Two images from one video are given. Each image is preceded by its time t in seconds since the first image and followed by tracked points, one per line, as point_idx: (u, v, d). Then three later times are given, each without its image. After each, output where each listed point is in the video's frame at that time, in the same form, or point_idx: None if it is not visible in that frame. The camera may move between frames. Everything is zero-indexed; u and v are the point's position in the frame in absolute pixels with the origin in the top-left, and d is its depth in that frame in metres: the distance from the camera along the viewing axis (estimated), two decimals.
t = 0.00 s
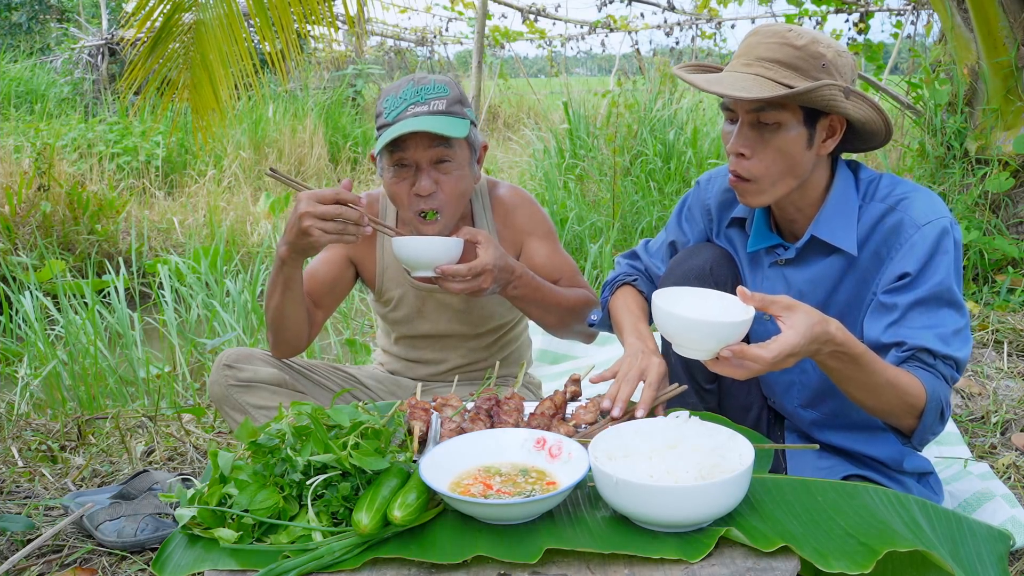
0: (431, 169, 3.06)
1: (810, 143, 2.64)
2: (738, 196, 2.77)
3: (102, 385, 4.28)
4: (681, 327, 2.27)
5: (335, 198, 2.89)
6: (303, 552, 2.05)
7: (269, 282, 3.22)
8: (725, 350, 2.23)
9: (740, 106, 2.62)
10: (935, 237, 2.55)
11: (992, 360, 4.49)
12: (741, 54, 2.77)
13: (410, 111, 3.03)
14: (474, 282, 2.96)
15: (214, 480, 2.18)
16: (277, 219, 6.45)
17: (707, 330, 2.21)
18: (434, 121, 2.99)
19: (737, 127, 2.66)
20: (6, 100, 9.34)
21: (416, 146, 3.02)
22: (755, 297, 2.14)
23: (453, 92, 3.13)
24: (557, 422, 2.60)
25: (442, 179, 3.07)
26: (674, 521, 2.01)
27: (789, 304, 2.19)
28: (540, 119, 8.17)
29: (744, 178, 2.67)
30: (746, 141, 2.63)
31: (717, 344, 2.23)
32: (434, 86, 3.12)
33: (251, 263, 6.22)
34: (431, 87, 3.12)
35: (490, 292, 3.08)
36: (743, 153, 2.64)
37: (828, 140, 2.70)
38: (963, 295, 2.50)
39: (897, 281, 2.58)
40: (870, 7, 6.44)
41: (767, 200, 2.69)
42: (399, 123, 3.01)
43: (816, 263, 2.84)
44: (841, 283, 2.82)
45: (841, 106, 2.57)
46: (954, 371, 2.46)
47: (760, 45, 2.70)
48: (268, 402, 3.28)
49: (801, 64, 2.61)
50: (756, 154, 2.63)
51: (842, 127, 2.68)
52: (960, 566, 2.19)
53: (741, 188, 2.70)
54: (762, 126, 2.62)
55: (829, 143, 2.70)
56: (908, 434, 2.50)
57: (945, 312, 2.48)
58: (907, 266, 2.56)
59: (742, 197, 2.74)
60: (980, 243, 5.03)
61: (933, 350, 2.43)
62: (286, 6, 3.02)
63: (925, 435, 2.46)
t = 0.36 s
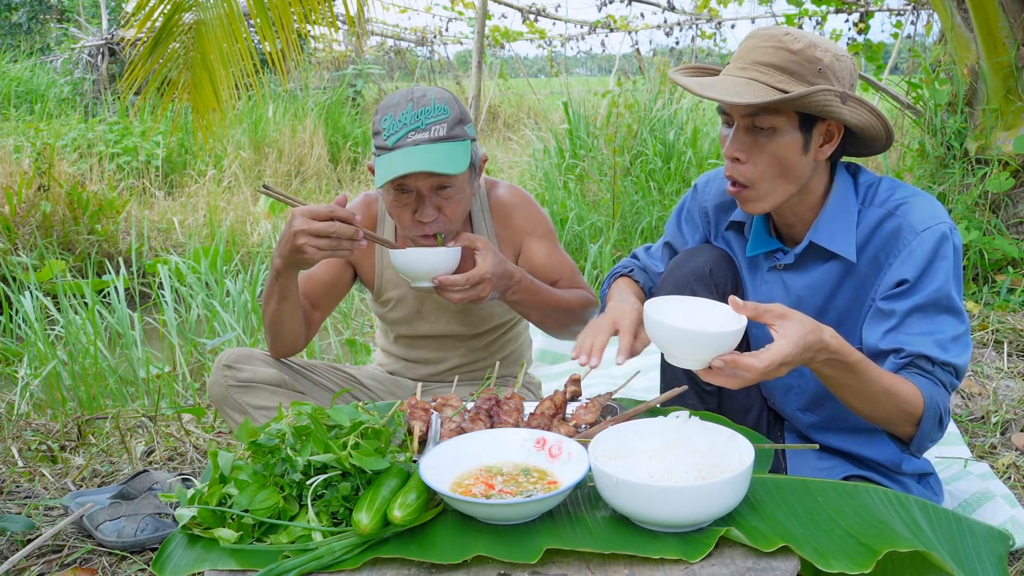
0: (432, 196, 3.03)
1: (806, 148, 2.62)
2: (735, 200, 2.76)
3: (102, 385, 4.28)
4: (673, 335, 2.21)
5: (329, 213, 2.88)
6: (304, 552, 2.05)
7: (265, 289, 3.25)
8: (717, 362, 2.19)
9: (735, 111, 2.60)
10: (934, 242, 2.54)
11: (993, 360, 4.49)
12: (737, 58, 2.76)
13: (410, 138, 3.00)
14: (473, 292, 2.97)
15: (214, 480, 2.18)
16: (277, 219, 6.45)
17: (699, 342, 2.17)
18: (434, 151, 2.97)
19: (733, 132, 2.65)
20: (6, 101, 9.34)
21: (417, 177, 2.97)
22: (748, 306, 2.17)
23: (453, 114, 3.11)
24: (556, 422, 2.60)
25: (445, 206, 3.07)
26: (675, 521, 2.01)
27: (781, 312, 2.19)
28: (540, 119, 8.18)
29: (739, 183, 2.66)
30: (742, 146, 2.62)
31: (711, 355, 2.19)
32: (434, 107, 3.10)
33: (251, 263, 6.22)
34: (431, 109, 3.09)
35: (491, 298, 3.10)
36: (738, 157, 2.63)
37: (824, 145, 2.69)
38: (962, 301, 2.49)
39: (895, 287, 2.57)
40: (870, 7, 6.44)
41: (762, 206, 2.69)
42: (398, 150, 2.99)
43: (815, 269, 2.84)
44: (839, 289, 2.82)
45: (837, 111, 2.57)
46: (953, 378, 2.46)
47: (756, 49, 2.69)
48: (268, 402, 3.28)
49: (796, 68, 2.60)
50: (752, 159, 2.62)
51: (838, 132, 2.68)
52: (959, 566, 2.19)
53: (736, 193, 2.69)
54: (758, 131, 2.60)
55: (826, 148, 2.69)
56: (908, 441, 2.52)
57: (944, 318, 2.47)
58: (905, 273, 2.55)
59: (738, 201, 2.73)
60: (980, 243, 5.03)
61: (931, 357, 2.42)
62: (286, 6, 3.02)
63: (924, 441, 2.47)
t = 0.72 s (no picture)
0: (434, 184, 3.03)
1: (800, 147, 2.62)
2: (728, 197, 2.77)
3: (102, 385, 4.28)
4: (669, 344, 2.17)
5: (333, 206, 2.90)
6: (304, 552, 2.05)
7: (268, 283, 3.26)
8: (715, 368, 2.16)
9: (730, 108, 2.61)
10: (931, 241, 2.54)
11: (993, 360, 4.49)
12: (733, 56, 2.76)
13: (410, 126, 3.03)
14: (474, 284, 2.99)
15: (214, 480, 2.18)
16: (277, 219, 6.45)
17: (697, 351, 2.13)
18: (435, 138, 2.99)
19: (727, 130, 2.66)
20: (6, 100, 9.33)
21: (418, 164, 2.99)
22: (742, 313, 2.16)
23: (452, 103, 3.14)
24: (556, 422, 2.59)
25: (445, 195, 3.07)
26: (676, 522, 2.01)
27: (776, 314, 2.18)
28: (540, 119, 8.18)
29: (732, 181, 2.67)
30: (735, 144, 2.63)
31: (707, 363, 2.16)
32: (433, 97, 3.13)
33: (251, 264, 6.22)
34: (430, 99, 3.11)
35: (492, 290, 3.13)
36: (731, 155, 2.64)
37: (820, 145, 2.69)
38: (960, 299, 2.49)
39: (892, 287, 2.57)
40: (870, 7, 6.44)
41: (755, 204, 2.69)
42: (400, 139, 3.01)
43: (812, 271, 2.84)
44: (837, 291, 2.82)
45: (832, 109, 2.55)
46: (954, 376, 2.46)
47: (752, 47, 2.69)
48: (268, 402, 3.28)
49: (792, 66, 2.60)
50: (744, 156, 2.63)
51: (834, 132, 2.68)
52: (960, 566, 2.19)
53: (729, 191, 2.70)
54: (751, 129, 2.61)
55: (821, 148, 2.69)
56: (909, 442, 2.51)
57: (943, 317, 2.47)
58: (902, 272, 2.55)
59: (731, 199, 2.74)
60: (981, 243, 5.03)
61: (931, 356, 2.42)
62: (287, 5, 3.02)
63: (927, 442, 2.46)
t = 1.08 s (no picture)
0: (435, 173, 3.05)
1: (794, 156, 2.62)
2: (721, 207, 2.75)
3: (102, 385, 4.28)
4: (651, 347, 2.16)
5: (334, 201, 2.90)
6: (303, 552, 2.05)
7: (269, 272, 3.26)
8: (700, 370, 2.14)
9: (723, 116, 2.58)
10: (922, 247, 2.54)
11: (992, 360, 4.49)
12: (725, 62, 2.74)
13: (413, 116, 3.02)
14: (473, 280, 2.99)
15: (214, 480, 2.18)
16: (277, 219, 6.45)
17: (677, 352, 2.12)
18: (438, 127, 2.99)
19: (720, 138, 2.63)
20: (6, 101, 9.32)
21: (420, 152, 3.00)
22: (729, 314, 2.15)
23: (456, 94, 3.13)
24: (557, 422, 2.59)
25: (446, 184, 3.07)
26: (676, 521, 2.01)
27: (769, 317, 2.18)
28: (540, 119, 8.18)
29: (726, 190, 2.65)
30: (730, 153, 2.60)
31: (694, 364, 2.14)
32: (436, 89, 3.12)
33: (251, 264, 6.22)
34: (433, 91, 3.11)
35: (490, 289, 3.12)
36: (725, 164, 2.62)
37: (813, 153, 2.69)
38: (953, 304, 2.48)
39: (884, 294, 2.56)
40: (870, 7, 6.44)
41: (749, 213, 2.68)
42: (402, 128, 3.01)
43: (803, 279, 2.84)
44: (829, 298, 2.81)
45: (828, 117, 2.56)
46: (949, 382, 2.45)
47: (745, 53, 2.67)
48: (268, 402, 3.29)
49: (786, 73, 2.58)
50: (740, 165, 2.61)
51: (827, 139, 2.68)
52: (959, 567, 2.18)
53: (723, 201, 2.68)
54: (745, 137, 2.59)
55: (815, 156, 2.69)
56: (903, 451, 2.50)
57: (934, 322, 2.46)
58: (894, 279, 2.54)
59: (724, 210, 2.72)
60: (981, 243, 5.02)
61: (924, 362, 2.41)
62: (289, 6, 3.01)
63: (921, 451, 2.45)
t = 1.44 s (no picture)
0: (435, 169, 3.05)
1: (793, 161, 2.62)
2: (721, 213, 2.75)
3: (102, 385, 4.28)
4: (653, 351, 2.15)
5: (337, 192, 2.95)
6: (304, 552, 2.05)
7: (272, 262, 3.28)
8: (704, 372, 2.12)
9: (721, 123, 2.57)
10: (921, 248, 2.54)
11: (992, 360, 4.49)
12: (722, 67, 2.73)
13: (413, 111, 3.04)
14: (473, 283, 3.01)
15: (214, 480, 2.18)
16: (277, 219, 6.45)
17: (682, 353, 2.10)
18: (437, 122, 3.00)
19: (719, 145, 2.63)
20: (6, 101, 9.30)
21: (420, 147, 3.01)
22: (731, 316, 2.13)
23: (455, 90, 3.14)
24: (556, 422, 2.59)
25: (448, 179, 3.08)
26: (675, 522, 2.01)
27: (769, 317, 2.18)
28: (540, 119, 8.17)
29: (727, 197, 2.65)
30: (729, 160, 2.60)
31: (696, 367, 2.12)
32: (435, 85, 3.14)
33: (251, 264, 6.22)
34: (432, 86, 3.13)
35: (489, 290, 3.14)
36: (726, 171, 2.61)
37: (813, 156, 2.69)
38: (953, 305, 2.48)
39: (883, 296, 2.56)
40: (870, 7, 6.44)
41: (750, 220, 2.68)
42: (402, 124, 3.03)
43: (802, 281, 2.84)
44: (828, 300, 2.81)
45: (826, 121, 2.56)
46: (950, 384, 2.44)
47: (742, 59, 2.67)
48: (267, 403, 3.29)
49: (784, 79, 2.59)
50: (740, 172, 2.60)
51: (826, 143, 2.68)
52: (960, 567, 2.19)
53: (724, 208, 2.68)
54: (745, 144, 2.58)
55: (814, 159, 2.69)
56: (906, 454, 2.50)
57: (935, 323, 2.46)
58: (894, 281, 2.54)
59: (725, 216, 2.71)
60: (981, 243, 5.02)
61: (925, 364, 2.40)
62: (291, 6, 3.02)
63: (923, 454, 2.46)
